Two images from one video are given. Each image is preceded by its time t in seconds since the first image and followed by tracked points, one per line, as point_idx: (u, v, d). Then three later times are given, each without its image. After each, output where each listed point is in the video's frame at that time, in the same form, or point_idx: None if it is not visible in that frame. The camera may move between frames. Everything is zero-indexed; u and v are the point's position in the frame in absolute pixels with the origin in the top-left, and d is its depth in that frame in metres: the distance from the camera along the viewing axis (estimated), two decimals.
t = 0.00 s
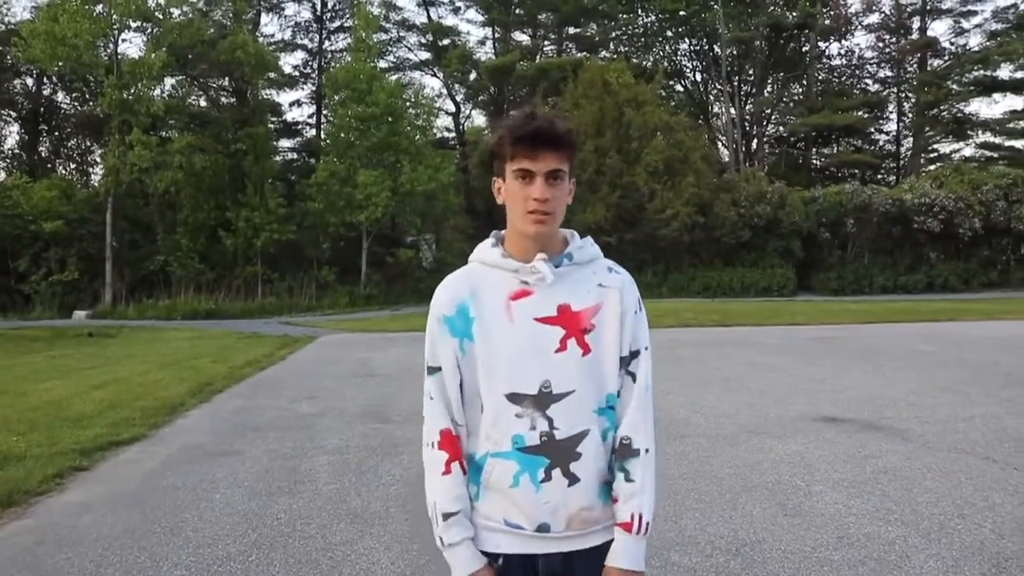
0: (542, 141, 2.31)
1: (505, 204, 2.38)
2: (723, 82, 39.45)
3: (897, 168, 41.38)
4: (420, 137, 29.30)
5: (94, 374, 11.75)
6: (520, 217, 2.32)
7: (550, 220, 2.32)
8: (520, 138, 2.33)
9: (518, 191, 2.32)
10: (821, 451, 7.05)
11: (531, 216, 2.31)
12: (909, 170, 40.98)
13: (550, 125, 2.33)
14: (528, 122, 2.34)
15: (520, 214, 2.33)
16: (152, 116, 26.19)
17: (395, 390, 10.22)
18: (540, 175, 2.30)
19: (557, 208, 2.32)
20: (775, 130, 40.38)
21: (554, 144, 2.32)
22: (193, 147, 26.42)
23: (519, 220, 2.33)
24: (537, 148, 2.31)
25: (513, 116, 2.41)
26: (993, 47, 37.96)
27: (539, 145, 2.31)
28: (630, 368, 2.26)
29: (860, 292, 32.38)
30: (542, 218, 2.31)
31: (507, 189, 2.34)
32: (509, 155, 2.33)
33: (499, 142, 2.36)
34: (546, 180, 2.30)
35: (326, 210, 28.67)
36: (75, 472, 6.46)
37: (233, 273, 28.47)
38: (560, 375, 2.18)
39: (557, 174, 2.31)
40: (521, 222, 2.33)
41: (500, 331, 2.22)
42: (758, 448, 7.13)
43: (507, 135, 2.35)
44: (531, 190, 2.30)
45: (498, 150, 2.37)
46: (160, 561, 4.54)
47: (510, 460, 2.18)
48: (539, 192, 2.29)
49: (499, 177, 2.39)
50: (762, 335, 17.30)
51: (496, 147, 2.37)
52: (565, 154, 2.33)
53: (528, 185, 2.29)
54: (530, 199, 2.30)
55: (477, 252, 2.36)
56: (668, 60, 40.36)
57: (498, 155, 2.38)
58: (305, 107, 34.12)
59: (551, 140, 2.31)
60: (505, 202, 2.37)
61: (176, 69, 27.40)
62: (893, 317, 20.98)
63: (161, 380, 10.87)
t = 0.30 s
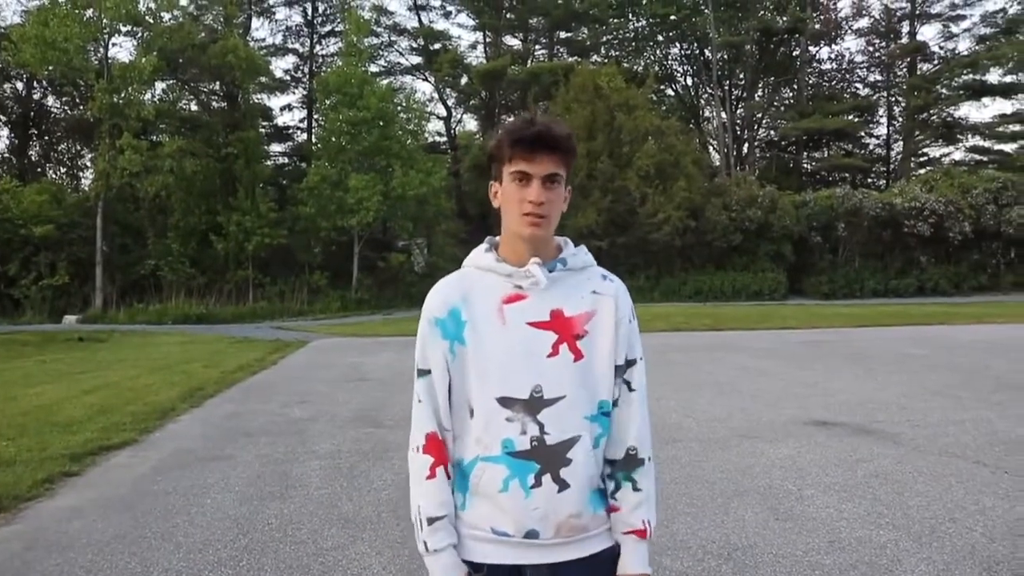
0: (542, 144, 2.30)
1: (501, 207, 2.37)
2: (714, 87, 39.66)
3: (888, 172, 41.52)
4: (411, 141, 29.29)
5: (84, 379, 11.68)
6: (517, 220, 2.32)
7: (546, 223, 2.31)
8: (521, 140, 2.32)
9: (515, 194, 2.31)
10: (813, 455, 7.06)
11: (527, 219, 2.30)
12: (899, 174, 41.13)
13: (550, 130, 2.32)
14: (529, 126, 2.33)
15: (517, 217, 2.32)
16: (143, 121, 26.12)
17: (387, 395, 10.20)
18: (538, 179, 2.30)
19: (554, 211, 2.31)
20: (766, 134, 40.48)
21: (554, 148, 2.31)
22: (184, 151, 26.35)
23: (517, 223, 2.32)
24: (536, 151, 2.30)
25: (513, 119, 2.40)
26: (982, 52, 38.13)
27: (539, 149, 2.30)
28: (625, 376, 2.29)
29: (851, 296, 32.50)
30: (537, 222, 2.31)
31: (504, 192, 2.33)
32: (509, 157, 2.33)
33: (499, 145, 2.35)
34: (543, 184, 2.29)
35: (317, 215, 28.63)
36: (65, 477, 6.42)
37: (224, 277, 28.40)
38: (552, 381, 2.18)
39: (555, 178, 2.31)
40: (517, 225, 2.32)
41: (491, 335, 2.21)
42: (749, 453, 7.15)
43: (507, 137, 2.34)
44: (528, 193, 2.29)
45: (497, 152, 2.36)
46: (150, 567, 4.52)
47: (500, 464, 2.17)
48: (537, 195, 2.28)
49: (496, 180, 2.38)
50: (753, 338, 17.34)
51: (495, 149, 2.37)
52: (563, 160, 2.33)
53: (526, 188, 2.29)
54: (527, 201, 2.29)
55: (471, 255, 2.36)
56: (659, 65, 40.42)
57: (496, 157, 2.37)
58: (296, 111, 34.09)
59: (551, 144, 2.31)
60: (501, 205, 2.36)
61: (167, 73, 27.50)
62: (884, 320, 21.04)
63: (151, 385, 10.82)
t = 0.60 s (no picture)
0: (558, 152, 2.30)
1: (512, 213, 2.37)
2: (719, 89, 39.65)
3: (894, 174, 41.34)
4: (417, 145, 29.32)
5: (91, 383, 11.71)
6: (529, 226, 2.32)
7: (559, 229, 2.31)
8: (536, 147, 2.32)
9: (530, 200, 2.30)
10: (820, 458, 7.04)
11: (541, 225, 2.30)
12: (906, 175, 41.01)
13: (569, 139, 2.32)
14: (546, 133, 2.33)
15: (529, 223, 2.31)
16: (150, 125, 26.22)
17: (394, 398, 10.21)
18: (555, 187, 2.30)
19: (568, 218, 2.32)
20: (772, 136, 40.43)
21: (571, 155, 2.31)
22: (190, 156, 26.45)
23: (530, 229, 2.31)
24: (555, 159, 2.30)
25: (530, 126, 2.39)
26: (989, 53, 38.00)
27: (560, 157, 2.30)
28: (629, 379, 2.30)
29: (858, 298, 32.40)
30: (553, 228, 2.30)
31: (517, 198, 2.32)
32: (524, 163, 2.32)
33: (513, 151, 2.34)
34: (561, 192, 2.29)
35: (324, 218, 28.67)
36: (73, 481, 6.44)
37: (230, 281, 28.44)
38: (562, 385, 2.18)
39: (571, 187, 2.31)
40: (529, 232, 2.32)
41: (501, 340, 2.21)
42: (756, 455, 7.13)
43: (520, 145, 2.33)
44: (546, 200, 2.28)
45: (510, 159, 2.35)
46: (158, 570, 4.52)
47: (511, 468, 2.16)
48: (554, 202, 2.28)
49: (507, 186, 2.37)
50: (760, 341, 17.30)
51: (508, 155, 2.36)
52: (579, 166, 2.33)
53: (542, 196, 2.28)
54: (544, 209, 2.28)
55: (477, 261, 2.35)
56: (665, 67, 40.37)
57: (508, 165, 2.36)
58: (302, 115, 34.14)
59: (567, 151, 2.31)
60: (512, 210, 2.35)
61: (173, 78, 27.63)
62: (891, 322, 20.97)
63: (158, 389, 10.85)
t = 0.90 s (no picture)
0: (551, 156, 2.31)
1: (505, 219, 2.37)
2: (716, 91, 39.71)
3: (890, 175, 41.37)
4: (414, 148, 29.32)
5: (88, 389, 11.68)
6: (525, 230, 2.32)
7: (554, 233, 2.31)
8: (530, 151, 2.32)
9: (524, 204, 2.30)
10: (818, 458, 7.05)
11: (537, 228, 2.30)
12: (902, 176, 41.09)
13: (560, 140, 2.33)
14: (538, 136, 2.33)
15: (524, 228, 2.32)
16: (146, 130, 26.20)
17: (392, 402, 10.21)
18: (549, 191, 2.29)
19: (563, 221, 2.32)
20: (768, 138, 40.50)
21: (564, 159, 2.32)
22: (187, 160, 26.42)
23: (525, 233, 2.31)
24: (547, 162, 2.31)
25: (521, 129, 2.39)
26: (984, 54, 38.10)
27: (550, 160, 2.30)
28: (625, 383, 2.30)
29: (854, 299, 32.45)
30: (547, 232, 2.30)
31: (512, 203, 2.33)
32: (518, 167, 2.32)
33: (507, 155, 2.34)
34: (554, 195, 2.29)
35: (320, 222, 28.68)
36: (70, 487, 6.43)
37: (228, 285, 28.44)
38: (559, 389, 2.18)
39: (564, 190, 2.31)
40: (524, 236, 2.32)
41: (497, 345, 2.21)
42: (754, 457, 7.13)
43: (513, 149, 2.34)
44: (540, 204, 2.28)
45: (504, 163, 2.35)
46: None
47: (510, 473, 2.17)
48: (548, 206, 2.28)
49: (501, 191, 2.38)
50: (757, 342, 17.32)
51: (502, 160, 2.36)
52: (571, 170, 2.33)
53: (536, 199, 2.28)
54: (538, 212, 2.29)
55: (473, 265, 2.36)
56: (661, 70, 40.37)
57: (502, 169, 2.36)
58: (298, 120, 34.12)
59: (562, 154, 2.31)
60: (506, 215, 2.35)
61: (169, 83, 27.55)
62: (887, 323, 21.00)
63: (155, 394, 10.83)
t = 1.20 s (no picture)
0: (534, 161, 2.31)
1: (493, 224, 2.37)
2: (709, 98, 39.86)
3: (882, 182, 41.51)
4: (407, 153, 29.32)
5: (80, 393, 11.64)
6: (510, 237, 2.32)
7: (538, 239, 2.31)
8: (511, 158, 2.32)
9: (507, 212, 2.31)
10: (810, 464, 7.05)
11: (520, 236, 2.30)
12: (894, 183, 41.24)
13: (542, 146, 2.33)
14: (520, 143, 2.33)
15: (510, 234, 2.32)
16: (139, 134, 26.10)
17: (385, 407, 10.19)
18: (530, 196, 2.29)
19: (548, 226, 2.31)
20: (761, 144, 40.59)
21: (547, 165, 2.31)
22: (179, 164, 26.35)
23: (511, 240, 2.31)
24: (527, 168, 2.30)
25: (504, 136, 2.39)
26: (975, 61, 38.31)
27: (532, 165, 2.30)
28: (618, 388, 2.30)
29: (847, 305, 32.55)
30: (531, 238, 2.30)
31: (496, 209, 2.33)
32: (501, 174, 2.32)
33: (490, 162, 2.34)
34: (536, 201, 2.29)
35: (314, 227, 28.67)
36: (61, 491, 6.40)
37: (220, 290, 28.40)
38: (551, 395, 2.18)
39: (547, 195, 2.30)
40: (509, 242, 2.32)
41: (489, 351, 2.20)
42: (746, 462, 7.13)
43: (493, 157, 2.34)
44: (522, 210, 2.28)
45: (487, 170, 2.36)
46: None
47: (503, 478, 2.16)
48: (529, 212, 2.28)
49: (486, 198, 2.37)
50: (749, 348, 17.35)
51: (485, 167, 2.36)
52: (554, 175, 2.33)
53: (520, 206, 2.28)
54: (521, 218, 2.28)
55: (463, 272, 2.35)
56: (654, 76, 40.44)
57: (486, 177, 2.36)
58: (292, 124, 34.09)
59: (544, 160, 2.31)
60: (493, 222, 2.35)
61: (163, 87, 27.46)
62: (879, 329, 21.06)
63: (147, 398, 10.80)
